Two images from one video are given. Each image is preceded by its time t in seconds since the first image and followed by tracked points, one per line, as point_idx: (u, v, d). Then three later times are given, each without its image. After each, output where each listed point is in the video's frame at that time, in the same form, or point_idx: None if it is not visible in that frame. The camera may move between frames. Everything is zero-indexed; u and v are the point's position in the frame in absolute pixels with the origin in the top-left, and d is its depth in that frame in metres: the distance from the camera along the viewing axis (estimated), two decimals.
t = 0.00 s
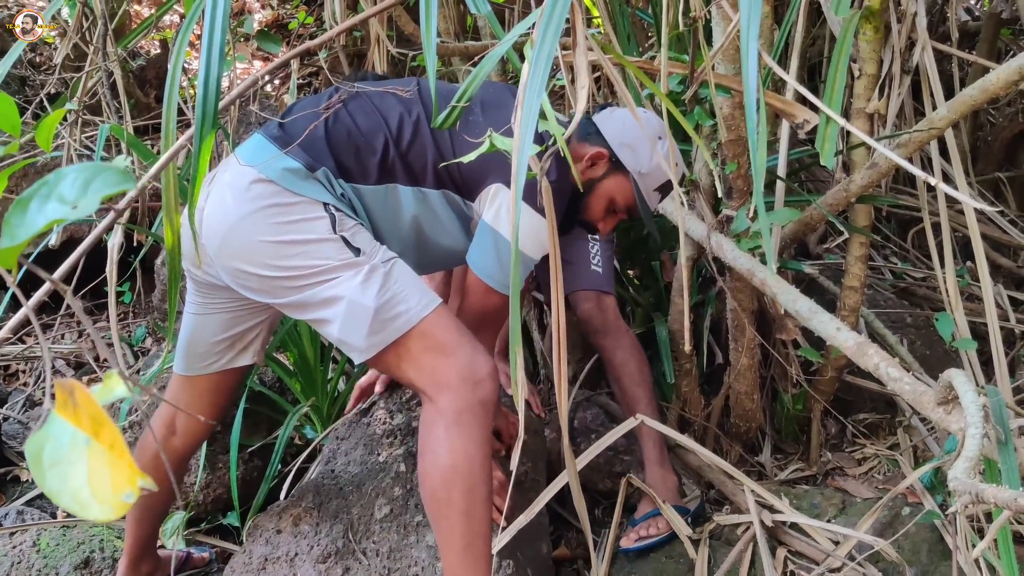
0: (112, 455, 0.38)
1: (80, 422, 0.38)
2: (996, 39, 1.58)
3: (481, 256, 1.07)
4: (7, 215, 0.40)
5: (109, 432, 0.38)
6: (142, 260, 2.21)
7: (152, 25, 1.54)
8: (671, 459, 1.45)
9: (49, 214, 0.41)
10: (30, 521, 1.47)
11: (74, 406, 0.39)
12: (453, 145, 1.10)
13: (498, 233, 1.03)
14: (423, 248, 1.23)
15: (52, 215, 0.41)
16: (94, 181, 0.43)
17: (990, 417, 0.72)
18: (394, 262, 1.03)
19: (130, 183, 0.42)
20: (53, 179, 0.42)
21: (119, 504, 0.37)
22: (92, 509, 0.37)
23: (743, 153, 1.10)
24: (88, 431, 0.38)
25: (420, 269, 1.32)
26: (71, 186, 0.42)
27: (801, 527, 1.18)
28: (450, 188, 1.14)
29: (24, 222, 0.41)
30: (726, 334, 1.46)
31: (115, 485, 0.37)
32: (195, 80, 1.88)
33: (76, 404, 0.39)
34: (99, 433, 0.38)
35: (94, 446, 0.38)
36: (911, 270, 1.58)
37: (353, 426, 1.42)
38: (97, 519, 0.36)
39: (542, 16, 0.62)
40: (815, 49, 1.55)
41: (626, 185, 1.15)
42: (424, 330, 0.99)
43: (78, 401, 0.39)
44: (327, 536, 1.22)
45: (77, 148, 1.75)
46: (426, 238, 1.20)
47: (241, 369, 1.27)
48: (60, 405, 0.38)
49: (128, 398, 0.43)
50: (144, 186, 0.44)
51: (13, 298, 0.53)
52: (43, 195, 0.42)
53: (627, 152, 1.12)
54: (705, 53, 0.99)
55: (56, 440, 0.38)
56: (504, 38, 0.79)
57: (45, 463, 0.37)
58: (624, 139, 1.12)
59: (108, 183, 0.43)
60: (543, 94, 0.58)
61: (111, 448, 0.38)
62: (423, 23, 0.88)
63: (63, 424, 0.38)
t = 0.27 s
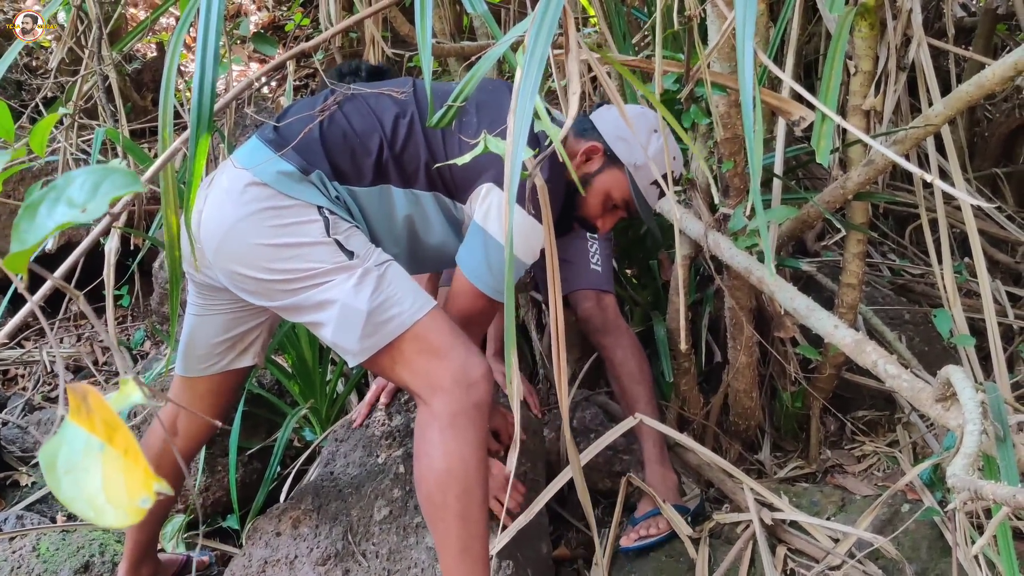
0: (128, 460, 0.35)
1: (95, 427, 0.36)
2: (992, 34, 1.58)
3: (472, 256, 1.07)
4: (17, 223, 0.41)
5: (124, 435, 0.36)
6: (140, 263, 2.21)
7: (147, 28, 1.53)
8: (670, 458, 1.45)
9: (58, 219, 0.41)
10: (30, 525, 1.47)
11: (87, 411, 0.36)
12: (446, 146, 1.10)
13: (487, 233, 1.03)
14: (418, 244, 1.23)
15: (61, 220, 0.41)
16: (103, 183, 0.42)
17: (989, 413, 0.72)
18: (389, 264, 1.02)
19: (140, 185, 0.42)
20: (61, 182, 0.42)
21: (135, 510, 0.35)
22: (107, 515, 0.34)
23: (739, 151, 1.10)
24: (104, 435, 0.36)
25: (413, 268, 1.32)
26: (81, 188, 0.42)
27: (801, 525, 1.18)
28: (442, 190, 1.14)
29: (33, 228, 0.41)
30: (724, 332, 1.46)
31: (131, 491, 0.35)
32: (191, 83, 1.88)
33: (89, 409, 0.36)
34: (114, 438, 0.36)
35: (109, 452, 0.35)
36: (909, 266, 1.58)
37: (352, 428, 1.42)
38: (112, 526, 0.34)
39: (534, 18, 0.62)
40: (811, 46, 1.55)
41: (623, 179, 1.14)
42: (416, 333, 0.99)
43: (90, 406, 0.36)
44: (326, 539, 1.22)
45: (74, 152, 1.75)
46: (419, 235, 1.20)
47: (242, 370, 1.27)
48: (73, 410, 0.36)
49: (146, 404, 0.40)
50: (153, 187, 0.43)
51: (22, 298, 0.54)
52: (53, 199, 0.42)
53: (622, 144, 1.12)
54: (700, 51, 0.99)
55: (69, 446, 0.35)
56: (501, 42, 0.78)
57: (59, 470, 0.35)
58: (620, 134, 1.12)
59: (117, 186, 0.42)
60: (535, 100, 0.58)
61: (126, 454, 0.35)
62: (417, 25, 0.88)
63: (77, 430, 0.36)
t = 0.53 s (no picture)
0: (162, 453, 0.37)
1: (128, 420, 0.38)
2: (987, 31, 1.58)
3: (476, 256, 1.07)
4: (43, 217, 0.40)
5: (158, 428, 0.38)
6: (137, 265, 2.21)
7: (142, 31, 1.53)
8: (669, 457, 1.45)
9: (86, 213, 0.40)
10: (28, 529, 1.46)
11: (121, 405, 0.38)
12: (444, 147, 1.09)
13: (488, 230, 1.03)
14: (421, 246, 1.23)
15: (87, 214, 0.40)
16: (127, 178, 0.42)
17: (987, 410, 0.72)
18: (383, 264, 1.02)
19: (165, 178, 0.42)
20: (87, 177, 0.42)
21: (171, 502, 0.37)
22: (144, 507, 0.36)
23: (736, 149, 1.10)
24: (137, 429, 0.38)
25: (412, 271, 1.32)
26: (106, 181, 0.42)
27: (799, 523, 1.18)
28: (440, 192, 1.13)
29: (59, 222, 0.40)
30: (722, 330, 1.46)
31: (166, 483, 0.37)
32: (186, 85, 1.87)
33: (123, 403, 0.38)
34: (149, 431, 0.38)
35: (146, 446, 0.37)
36: (906, 263, 1.58)
37: (350, 429, 1.42)
38: (150, 518, 0.36)
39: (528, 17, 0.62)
40: (807, 44, 1.55)
41: (625, 197, 1.15)
42: (411, 334, 0.99)
43: (125, 399, 0.38)
44: (325, 540, 1.22)
45: (69, 155, 1.75)
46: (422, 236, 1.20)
47: (246, 372, 1.27)
48: (107, 404, 0.38)
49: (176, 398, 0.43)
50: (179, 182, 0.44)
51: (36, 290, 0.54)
52: (79, 192, 0.41)
53: (627, 161, 1.13)
54: (695, 50, 0.99)
55: (104, 441, 0.37)
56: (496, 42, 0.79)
57: (95, 464, 0.37)
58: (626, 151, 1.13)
59: (141, 178, 0.42)
60: (530, 103, 0.57)
61: (160, 446, 0.37)
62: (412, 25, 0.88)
63: (111, 423, 0.38)
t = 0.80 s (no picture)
0: (145, 462, 0.37)
1: (111, 428, 0.38)
2: (980, 28, 1.58)
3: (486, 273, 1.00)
4: (28, 223, 0.40)
5: (142, 438, 0.38)
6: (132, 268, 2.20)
7: (134, 33, 1.53)
8: (665, 456, 1.45)
9: (70, 219, 0.40)
10: (24, 534, 1.46)
11: (103, 413, 0.38)
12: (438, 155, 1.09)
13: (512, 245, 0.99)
14: (419, 270, 1.21)
15: (72, 220, 0.40)
16: (113, 182, 0.42)
17: (981, 407, 0.71)
18: (372, 267, 1.01)
19: (151, 185, 0.42)
20: (72, 182, 0.42)
21: (153, 511, 0.37)
22: (126, 517, 0.36)
23: (729, 149, 1.10)
24: (121, 438, 0.38)
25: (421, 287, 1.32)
26: (91, 189, 0.41)
27: (794, 521, 1.18)
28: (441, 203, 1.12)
29: (44, 230, 0.40)
30: (717, 330, 1.46)
31: (149, 492, 0.37)
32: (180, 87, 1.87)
33: (105, 412, 0.38)
34: (130, 439, 0.38)
35: (126, 454, 0.37)
36: (900, 261, 1.58)
37: (346, 432, 1.42)
38: (134, 528, 0.36)
39: (520, 16, 0.61)
40: (800, 43, 1.55)
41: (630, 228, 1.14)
42: (401, 341, 0.98)
43: (107, 407, 0.38)
44: (320, 543, 1.22)
45: (62, 159, 1.74)
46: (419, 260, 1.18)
47: (247, 380, 1.27)
48: (89, 413, 0.38)
49: (162, 407, 0.44)
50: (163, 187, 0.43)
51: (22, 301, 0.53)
52: (63, 200, 0.41)
53: (633, 193, 1.11)
54: (687, 49, 0.99)
55: (86, 451, 0.37)
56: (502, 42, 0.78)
57: (77, 473, 0.37)
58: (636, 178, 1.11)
59: (128, 183, 0.42)
60: (522, 112, 0.57)
61: (143, 455, 0.37)
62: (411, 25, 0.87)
63: (94, 432, 0.38)
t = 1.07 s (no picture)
0: (102, 464, 0.35)
1: (69, 432, 0.36)
2: (972, 26, 1.58)
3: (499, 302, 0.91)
4: None
5: (99, 442, 0.35)
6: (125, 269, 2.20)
7: (125, 34, 1.52)
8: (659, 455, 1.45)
9: (29, 221, 0.40)
10: (17, 537, 1.45)
11: (60, 416, 0.36)
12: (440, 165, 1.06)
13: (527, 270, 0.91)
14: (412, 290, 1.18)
15: (32, 222, 0.40)
16: (74, 184, 0.41)
17: (975, 404, 0.72)
18: (372, 267, 1.00)
19: (112, 186, 0.41)
20: (31, 185, 0.41)
21: (110, 515, 0.35)
22: (83, 521, 0.34)
23: (722, 147, 1.10)
24: (78, 442, 0.35)
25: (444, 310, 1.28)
26: (53, 189, 0.41)
27: (789, 519, 1.18)
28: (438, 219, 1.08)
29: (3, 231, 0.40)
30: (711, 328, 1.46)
31: (106, 495, 0.35)
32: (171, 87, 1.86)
33: (62, 413, 0.36)
34: (88, 443, 0.35)
35: (84, 457, 0.35)
36: (893, 259, 1.58)
37: (341, 432, 1.42)
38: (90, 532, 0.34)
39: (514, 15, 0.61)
40: (792, 41, 1.56)
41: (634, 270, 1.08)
42: (405, 341, 0.98)
43: (65, 412, 0.35)
44: (315, 544, 1.21)
45: (53, 160, 1.74)
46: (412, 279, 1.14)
47: (246, 387, 1.26)
48: (46, 416, 0.35)
49: (124, 409, 0.41)
50: (124, 187, 0.43)
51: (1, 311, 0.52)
52: (24, 201, 0.41)
53: (638, 235, 1.05)
54: (680, 47, 0.99)
55: (43, 454, 0.35)
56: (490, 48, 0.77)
57: (34, 476, 0.35)
58: (642, 219, 1.04)
59: (88, 184, 0.42)
60: (520, 84, 0.55)
61: (100, 458, 0.35)
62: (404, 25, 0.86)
63: (50, 435, 0.36)
